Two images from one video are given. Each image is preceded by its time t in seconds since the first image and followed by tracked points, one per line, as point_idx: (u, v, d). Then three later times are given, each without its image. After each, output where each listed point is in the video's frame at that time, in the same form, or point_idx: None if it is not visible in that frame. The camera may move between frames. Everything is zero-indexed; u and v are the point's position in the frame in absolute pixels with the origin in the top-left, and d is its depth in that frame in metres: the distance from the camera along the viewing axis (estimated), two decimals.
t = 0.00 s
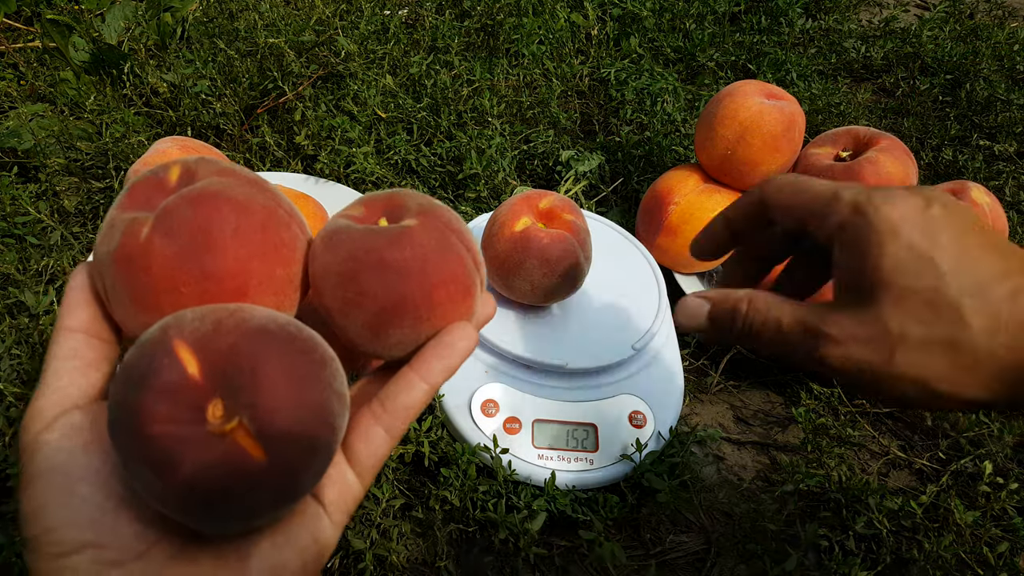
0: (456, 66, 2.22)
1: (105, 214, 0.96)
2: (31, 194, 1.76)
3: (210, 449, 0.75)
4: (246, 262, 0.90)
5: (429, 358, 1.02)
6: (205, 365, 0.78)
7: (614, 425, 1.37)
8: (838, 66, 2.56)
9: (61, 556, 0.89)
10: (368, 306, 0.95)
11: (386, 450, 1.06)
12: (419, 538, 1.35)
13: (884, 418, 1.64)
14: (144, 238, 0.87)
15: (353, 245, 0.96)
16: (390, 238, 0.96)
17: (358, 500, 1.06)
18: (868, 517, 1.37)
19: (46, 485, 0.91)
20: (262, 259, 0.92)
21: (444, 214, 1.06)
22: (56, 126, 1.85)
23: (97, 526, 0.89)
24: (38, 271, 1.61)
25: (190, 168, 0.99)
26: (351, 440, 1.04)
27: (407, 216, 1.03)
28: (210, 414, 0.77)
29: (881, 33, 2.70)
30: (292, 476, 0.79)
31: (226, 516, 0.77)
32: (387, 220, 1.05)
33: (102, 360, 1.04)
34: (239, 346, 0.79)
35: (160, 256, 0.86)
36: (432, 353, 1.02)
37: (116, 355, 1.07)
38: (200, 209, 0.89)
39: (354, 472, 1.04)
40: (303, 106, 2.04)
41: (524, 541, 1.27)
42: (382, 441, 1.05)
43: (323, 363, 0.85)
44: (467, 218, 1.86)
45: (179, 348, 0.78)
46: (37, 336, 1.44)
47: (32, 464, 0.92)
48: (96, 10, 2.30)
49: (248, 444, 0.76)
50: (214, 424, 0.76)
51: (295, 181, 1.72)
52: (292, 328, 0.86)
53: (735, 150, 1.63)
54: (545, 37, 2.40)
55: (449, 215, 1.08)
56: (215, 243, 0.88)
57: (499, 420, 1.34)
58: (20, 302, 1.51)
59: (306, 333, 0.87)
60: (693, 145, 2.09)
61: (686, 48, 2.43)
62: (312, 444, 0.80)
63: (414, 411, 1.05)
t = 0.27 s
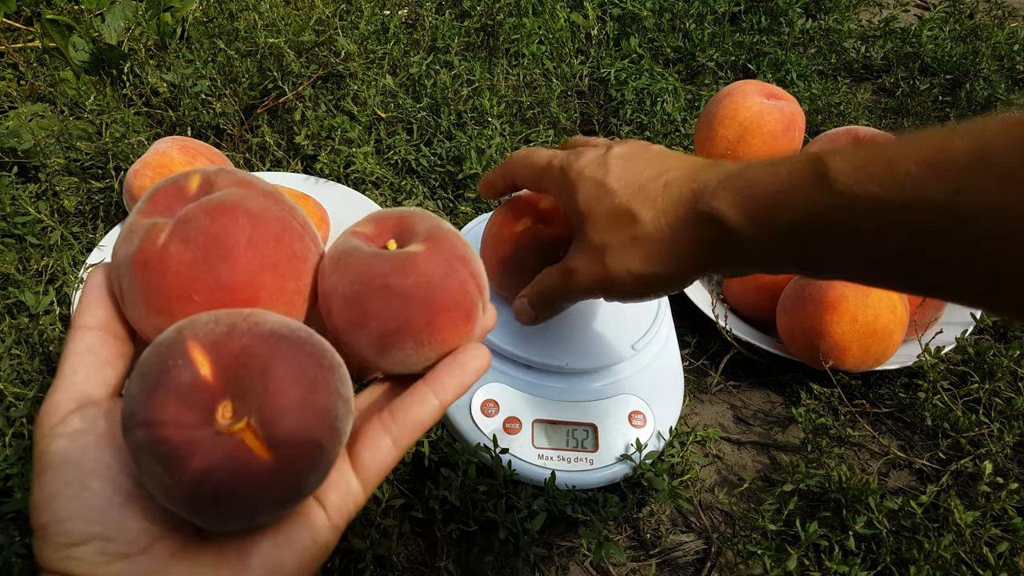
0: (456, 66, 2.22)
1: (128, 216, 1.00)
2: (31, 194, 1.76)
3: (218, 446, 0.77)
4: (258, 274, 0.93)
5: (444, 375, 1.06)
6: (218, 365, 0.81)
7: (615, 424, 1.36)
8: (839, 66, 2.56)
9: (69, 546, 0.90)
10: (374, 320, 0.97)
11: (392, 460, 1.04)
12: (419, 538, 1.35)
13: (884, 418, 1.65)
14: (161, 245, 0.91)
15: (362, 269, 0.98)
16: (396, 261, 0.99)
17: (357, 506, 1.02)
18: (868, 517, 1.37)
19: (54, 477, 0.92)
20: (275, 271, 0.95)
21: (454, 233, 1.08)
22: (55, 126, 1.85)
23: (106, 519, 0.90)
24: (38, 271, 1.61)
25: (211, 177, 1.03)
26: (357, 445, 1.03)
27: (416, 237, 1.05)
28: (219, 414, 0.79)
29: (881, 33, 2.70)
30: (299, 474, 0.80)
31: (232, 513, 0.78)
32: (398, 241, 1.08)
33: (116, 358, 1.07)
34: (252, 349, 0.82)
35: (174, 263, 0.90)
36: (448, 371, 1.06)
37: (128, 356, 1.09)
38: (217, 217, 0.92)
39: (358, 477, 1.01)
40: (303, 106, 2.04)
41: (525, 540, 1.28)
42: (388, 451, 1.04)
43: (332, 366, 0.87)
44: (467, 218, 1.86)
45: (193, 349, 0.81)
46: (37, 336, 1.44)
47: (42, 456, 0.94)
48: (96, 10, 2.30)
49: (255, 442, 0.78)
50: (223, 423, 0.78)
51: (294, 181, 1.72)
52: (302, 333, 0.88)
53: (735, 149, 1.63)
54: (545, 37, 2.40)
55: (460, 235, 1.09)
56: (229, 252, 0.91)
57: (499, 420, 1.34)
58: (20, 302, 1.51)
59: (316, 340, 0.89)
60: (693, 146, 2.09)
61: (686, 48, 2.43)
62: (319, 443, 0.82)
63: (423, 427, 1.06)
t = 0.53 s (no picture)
0: (456, 65, 2.22)
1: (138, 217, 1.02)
2: (31, 194, 1.76)
3: (232, 441, 0.78)
4: (258, 280, 0.94)
5: (464, 383, 1.10)
6: (234, 364, 0.83)
7: (614, 424, 1.37)
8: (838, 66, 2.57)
9: (86, 536, 0.91)
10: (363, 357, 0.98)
11: (408, 459, 1.06)
12: (419, 538, 1.35)
13: (884, 418, 1.65)
14: (165, 249, 0.92)
15: (349, 308, 0.97)
16: (381, 302, 0.97)
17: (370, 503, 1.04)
18: (868, 517, 1.37)
19: (75, 467, 0.94)
20: (275, 277, 0.95)
21: (446, 264, 1.04)
22: (55, 126, 1.85)
23: (123, 510, 0.91)
24: (38, 271, 1.60)
25: (219, 181, 1.04)
26: (377, 445, 1.06)
27: (407, 273, 1.03)
28: (235, 411, 0.81)
29: (880, 33, 2.70)
30: (312, 471, 0.81)
31: (245, 508, 0.79)
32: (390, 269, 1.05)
33: (131, 352, 1.09)
34: (268, 348, 0.83)
35: (178, 267, 0.91)
36: (467, 379, 1.11)
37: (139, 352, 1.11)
38: (220, 224, 0.93)
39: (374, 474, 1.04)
40: (303, 106, 2.04)
41: (525, 541, 1.28)
42: (406, 452, 1.06)
43: (347, 368, 0.88)
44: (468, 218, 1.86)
45: (210, 346, 0.83)
46: (37, 336, 1.44)
47: (63, 448, 0.96)
48: (96, 10, 2.30)
49: (270, 439, 0.80)
50: (239, 419, 0.80)
51: (295, 181, 1.73)
52: (318, 334, 0.88)
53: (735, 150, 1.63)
54: (545, 37, 2.40)
55: (453, 264, 1.06)
56: (231, 259, 0.92)
57: (499, 420, 1.35)
58: (19, 302, 1.51)
59: (331, 340, 0.90)
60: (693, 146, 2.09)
61: (686, 48, 2.43)
62: (331, 441, 0.82)
63: (440, 432, 1.08)
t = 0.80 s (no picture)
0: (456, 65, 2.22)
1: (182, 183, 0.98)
2: (30, 194, 1.76)
3: (281, 426, 0.77)
4: (304, 267, 0.90)
5: (511, 365, 1.05)
6: (292, 346, 0.80)
7: (614, 424, 1.37)
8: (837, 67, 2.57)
9: (128, 506, 0.92)
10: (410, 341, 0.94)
11: (452, 441, 1.05)
12: (420, 538, 1.34)
13: (884, 418, 1.65)
14: (212, 227, 0.89)
15: (394, 291, 0.92)
16: (426, 285, 0.91)
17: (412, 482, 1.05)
18: (868, 517, 1.37)
19: (118, 435, 0.95)
20: (321, 263, 0.92)
21: (494, 242, 0.96)
22: (55, 126, 1.85)
23: (163, 479, 0.92)
24: (37, 271, 1.60)
25: (269, 151, 0.98)
26: (420, 425, 1.03)
27: (451, 250, 0.95)
28: (286, 394, 0.79)
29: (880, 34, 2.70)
30: (360, 463, 0.80)
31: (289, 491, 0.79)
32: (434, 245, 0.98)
33: (175, 315, 1.07)
34: (325, 333, 0.80)
35: (226, 247, 0.88)
36: (515, 362, 1.06)
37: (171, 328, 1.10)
38: (270, 203, 0.89)
39: (417, 458, 1.04)
40: (303, 107, 2.04)
41: (525, 540, 1.27)
42: (450, 433, 1.04)
43: (403, 359, 0.85)
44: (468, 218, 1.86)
45: (268, 325, 0.80)
46: (37, 336, 1.44)
47: (107, 417, 0.97)
48: (96, 10, 2.30)
49: (320, 430, 0.78)
50: (291, 403, 0.79)
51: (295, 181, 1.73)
52: (377, 319, 0.85)
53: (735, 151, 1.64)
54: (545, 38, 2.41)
55: (500, 240, 0.97)
56: (280, 242, 0.88)
57: (500, 420, 1.36)
58: (19, 301, 1.51)
59: (387, 325, 0.86)
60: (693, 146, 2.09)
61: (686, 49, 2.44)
62: (381, 435, 0.81)
63: (485, 412, 1.05)
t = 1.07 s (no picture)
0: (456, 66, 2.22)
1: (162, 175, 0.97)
2: (30, 194, 1.76)
3: (253, 442, 0.75)
4: (285, 266, 0.89)
5: (503, 352, 0.99)
6: (257, 356, 0.78)
7: (614, 424, 1.37)
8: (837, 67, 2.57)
9: (126, 510, 0.93)
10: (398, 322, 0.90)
11: (449, 436, 1.05)
12: (419, 538, 1.34)
13: (884, 418, 1.65)
14: (189, 226, 0.88)
15: (375, 271, 0.89)
16: (403, 260, 0.88)
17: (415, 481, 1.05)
18: (868, 517, 1.37)
19: (116, 437, 0.96)
20: (303, 262, 0.90)
21: (475, 206, 0.91)
22: (55, 126, 1.85)
23: (160, 484, 0.93)
24: (37, 271, 1.60)
25: (247, 141, 0.95)
26: (416, 421, 1.04)
27: (428, 218, 0.91)
28: (258, 405, 0.77)
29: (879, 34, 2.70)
30: (341, 472, 0.77)
31: (273, 503, 0.78)
32: (415, 220, 0.94)
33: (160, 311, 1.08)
34: (291, 338, 0.78)
35: (202, 247, 0.87)
36: (507, 348, 0.99)
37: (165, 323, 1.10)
38: (245, 202, 0.87)
39: (416, 453, 1.04)
40: (303, 107, 2.04)
41: (525, 541, 1.28)
42: (446, 428, 1.04)
43: (381, 358, 0.81)
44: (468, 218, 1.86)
45: (233, 336, 0.78)
46: (37, 336, 1.44)
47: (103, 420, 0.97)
48: (96, 10, 2.30)
49: (293, 442, 0.76)
50: (263, 416, 0.77)
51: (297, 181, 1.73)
52: (349, 318, 0.82)
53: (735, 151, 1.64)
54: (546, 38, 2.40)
55: (480, 202, 0.92)
56: (257, 242, 0.87)
57: (500, 420, 1.36)
58: (19, 301, 1.51)
59: (364, 322, 0.83)
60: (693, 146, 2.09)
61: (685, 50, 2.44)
62: (360, 441, 0.77)
63: (482, 402, 1.03)
